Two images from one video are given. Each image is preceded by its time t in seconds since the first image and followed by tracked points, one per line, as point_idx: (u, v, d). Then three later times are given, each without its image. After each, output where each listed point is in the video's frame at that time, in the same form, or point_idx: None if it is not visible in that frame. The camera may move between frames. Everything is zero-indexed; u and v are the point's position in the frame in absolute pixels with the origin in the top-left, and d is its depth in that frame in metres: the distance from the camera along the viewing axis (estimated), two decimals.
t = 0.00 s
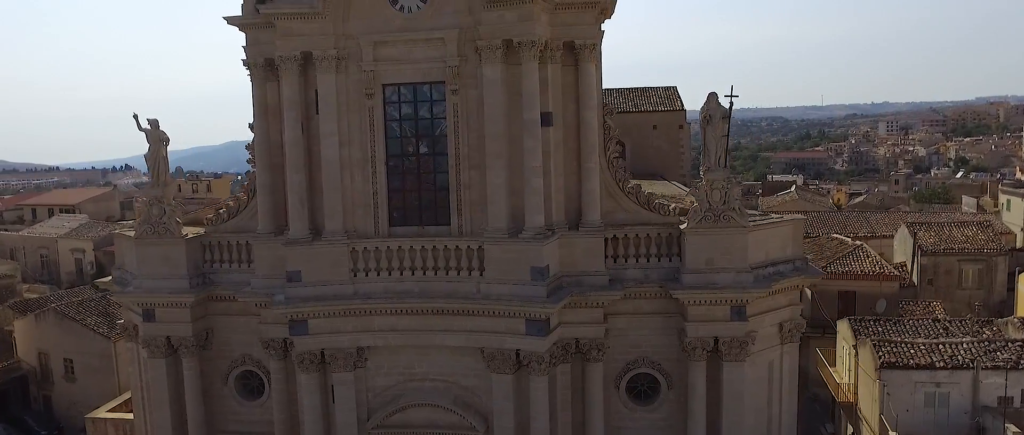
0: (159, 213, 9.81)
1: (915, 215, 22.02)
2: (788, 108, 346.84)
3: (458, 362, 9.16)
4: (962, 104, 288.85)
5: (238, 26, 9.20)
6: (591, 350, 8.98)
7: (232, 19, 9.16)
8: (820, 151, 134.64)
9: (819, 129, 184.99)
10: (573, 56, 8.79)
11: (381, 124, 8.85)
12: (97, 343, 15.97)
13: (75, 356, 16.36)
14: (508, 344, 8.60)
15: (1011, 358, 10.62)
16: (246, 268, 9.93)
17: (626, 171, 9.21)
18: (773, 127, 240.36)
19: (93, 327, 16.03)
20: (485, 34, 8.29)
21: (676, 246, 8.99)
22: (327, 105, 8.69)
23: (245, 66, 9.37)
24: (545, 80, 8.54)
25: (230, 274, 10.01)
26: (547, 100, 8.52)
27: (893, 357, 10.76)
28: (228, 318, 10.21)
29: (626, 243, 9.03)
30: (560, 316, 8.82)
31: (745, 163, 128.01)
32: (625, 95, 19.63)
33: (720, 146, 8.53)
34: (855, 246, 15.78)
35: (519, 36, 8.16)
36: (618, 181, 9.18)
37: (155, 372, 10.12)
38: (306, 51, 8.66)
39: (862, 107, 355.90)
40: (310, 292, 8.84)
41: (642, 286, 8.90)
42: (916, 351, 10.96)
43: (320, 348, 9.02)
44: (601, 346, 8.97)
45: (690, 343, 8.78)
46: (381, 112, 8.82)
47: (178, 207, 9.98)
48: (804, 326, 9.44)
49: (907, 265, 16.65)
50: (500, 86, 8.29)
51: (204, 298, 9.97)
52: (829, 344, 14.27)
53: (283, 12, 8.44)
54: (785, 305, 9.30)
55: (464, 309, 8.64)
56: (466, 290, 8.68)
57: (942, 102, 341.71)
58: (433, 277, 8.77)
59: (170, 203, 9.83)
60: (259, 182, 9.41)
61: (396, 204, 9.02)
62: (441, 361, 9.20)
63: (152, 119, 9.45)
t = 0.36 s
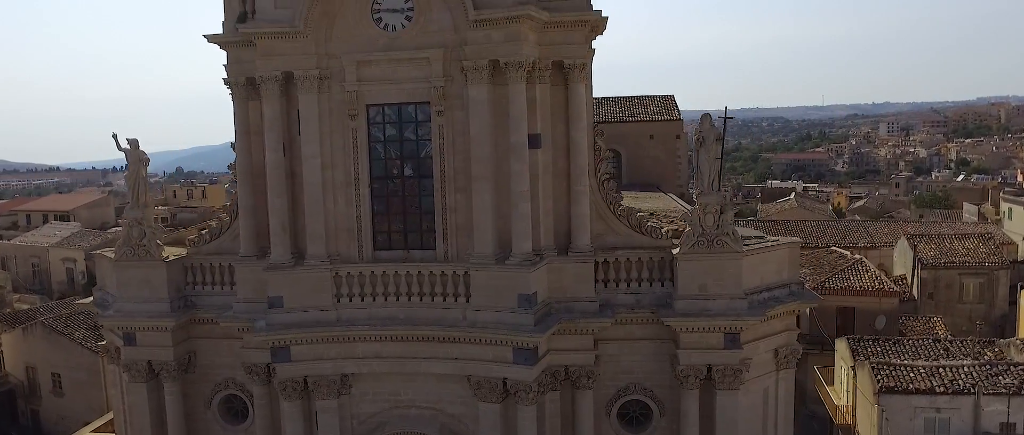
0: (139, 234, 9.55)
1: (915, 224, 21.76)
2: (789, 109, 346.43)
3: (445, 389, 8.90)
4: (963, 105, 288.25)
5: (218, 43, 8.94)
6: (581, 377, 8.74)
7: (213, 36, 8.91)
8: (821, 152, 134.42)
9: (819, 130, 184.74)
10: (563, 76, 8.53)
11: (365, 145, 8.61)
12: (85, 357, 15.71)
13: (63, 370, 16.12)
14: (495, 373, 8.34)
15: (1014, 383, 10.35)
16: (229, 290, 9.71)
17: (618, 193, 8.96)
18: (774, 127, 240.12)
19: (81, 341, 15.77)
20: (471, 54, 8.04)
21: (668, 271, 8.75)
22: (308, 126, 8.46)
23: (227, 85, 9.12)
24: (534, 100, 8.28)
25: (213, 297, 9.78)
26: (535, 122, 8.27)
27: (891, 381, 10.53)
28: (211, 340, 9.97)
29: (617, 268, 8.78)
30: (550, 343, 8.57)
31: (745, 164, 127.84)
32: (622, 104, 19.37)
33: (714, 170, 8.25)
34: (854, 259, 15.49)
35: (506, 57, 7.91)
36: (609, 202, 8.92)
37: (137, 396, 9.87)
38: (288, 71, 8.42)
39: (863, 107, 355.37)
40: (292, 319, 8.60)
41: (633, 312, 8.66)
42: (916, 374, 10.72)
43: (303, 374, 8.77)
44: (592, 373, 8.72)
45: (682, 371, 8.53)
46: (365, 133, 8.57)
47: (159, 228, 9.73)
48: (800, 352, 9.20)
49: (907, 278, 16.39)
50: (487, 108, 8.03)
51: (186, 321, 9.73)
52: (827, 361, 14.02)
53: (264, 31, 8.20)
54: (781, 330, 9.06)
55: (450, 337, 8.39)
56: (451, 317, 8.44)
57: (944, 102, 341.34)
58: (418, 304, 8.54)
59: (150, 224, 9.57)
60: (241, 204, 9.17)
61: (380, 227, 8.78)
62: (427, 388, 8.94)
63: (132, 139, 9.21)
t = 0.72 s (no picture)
0: (116, 262, 9.26)
1: (917, 237, 21.47)
2: (791, 109, 346.29)
3: (429, 424, 8.56)
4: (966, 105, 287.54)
5: (195, 67, 8.63)
6: (570, 413, 8.44)
7: (189, 59, 8.59)
8: (823, 153, 134.09)
9: (821, 132, 184.37)
10: (551, 100, 8.18)
11: (346, 173, 8.32)
12: (71, 376, 15.46)
13: (49, 389, 15.86)
14: (480, 409, 8.03)
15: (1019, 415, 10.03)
16: (210, 319, 9.43)
17: (608, 221, 8.65)
18: (777, 127, 239.81)
19: (66, 360, 15.50)
20: (454, 79, 7.73)
21: (660, 303, 8.45)
22: (287, 155, 8.16)
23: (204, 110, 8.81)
24: (519, 127, 7.98)
25: (193, 326, 9.51)
26: (521, 150, 7.98)
27: (893, 412, 10.22)
28: (192, 369, 9.67)
29: (607, 299, 8.48)
30: (538, 377, 8.28)
31: (747, 166, 127.61)
32: (619, 115, 19.09)
33: (708, 200, 7.93)
34: (854, 277, 15.18)
35: (491, 82, 7.57)
36: (599, 231, 8.60)
37: (115, 427, 9.56)
38: (265, 96, 8.13)
39: (866, 108, 354.07)
40: (270, 353, 8.31)
41: (623, 345, 8.33)
42: (918, 405, 10.40)
43: (282, 410, 8.46)
44: (581, 409, 8.42)
45: (676, 406, 8.20)
46: (346, 160, 8.29)
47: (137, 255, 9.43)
48: (798, 385, 8.86)
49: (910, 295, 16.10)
50: (471, 136, 7.72)
51: (165, 350, 9.45)
52: (827, 383, 13.69)
53: (239, 56, 7.91)
54: (778, 363, 8.75)
55: (433, 372, 8.10)
56: (435, 352, 8.15)
57: (946, 102, 340.91)
58: (401, 337, 8.28)
59: (127, 252, 9.28)
60: (220, 233, 8.91)
61: (362, 258, 8.49)
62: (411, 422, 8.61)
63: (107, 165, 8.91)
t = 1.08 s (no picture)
0: (74, 313, 8.69)
1: (921, 256, 20.93)
2: (793, 109, 345.25)
3: None
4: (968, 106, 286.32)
5: (154, 108, 8.10)
6: None
7: (148, 99, 8.06)
8: (824, 155, 133.42)
9: (823, 133, 183.58)
10: (533, 144, 7.64)
11: (313, 223, 7.80)
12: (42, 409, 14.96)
13: (21, 421, 15.34)
14: None
15: None
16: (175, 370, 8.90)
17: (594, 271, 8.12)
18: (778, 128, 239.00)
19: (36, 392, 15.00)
20: (427, 125, 7.18)
21: (649, 359, 7.89)
22: (250, 204, 7.66)
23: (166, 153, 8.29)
24: (498, 174, 7.44)
25: (157, 377, 8.97)
26: (500, 199, 7.44)
27: None
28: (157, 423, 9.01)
29: (592, 354, 7.95)
30: None
31: (748, 168, 126.95)
32: (615, 133, 18.56)
33: (699, 253, 7.39)
34: (856, 307, 14.65)
35: (465, 130, 7.02)
36: (584, 282, 8.08)
37: None
38: (226, 142, 7.61)
39: (868, 108, 352.60)
40: (233, 413, 7.79)
41: (609, 405, 7.76)
42: None
43: None
44: None
45: None
46: (313, 209, 7.78)
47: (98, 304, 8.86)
48: None
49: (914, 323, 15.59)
50: (444, 186, 7.19)
51: (128, 403, 8.88)
52: (827, 419, 13.15)
53: (197, 99, 7.38)
54: (775, 421, 8.20)
55: None
56: (408, 413, 7.63)
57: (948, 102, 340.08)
58: (372, 397, 7.75)
59: (86, 302, 8.71)
60: (182, 282, 8.39)
61: (331, 311, 7.98)
62: None
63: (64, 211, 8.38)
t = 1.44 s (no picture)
0: (23, 377, 8.14)
1: (924, 280, 20.37)
2: (793, 110, 344.55)
3: None
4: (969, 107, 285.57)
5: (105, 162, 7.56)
6: None
7: (97, 154, 7.51)
8: (824, 157, 132.85)
9: (824, 135, 182.97)
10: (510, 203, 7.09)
11: (275, 288, 7.26)
12: None
13: None
14: None
15: None
16: None
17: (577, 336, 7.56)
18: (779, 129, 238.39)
19: None
20: (392, 188, 6.64)
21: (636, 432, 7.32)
22: (205, 269, 7.12)
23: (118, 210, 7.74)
24: (472, 238, 6.89)
25: None
26: (474, 264, 6.90)
27: None
28: None
29: (577, 427, 7.36)
30: None
31: (748, 170, 126.37)
32: (609, 155, 18.00)
33: (688, 324, 6.85)
34: (858, 343, 14.12)
35: (434, 194, 6.47)
36: (567, 348, 7.54)
37: None
38: (179, 202, 7.06)
39: (868, 108, 351.98)
40: None
41: None
42: None
43: None
44: None
45: None
46: (275, 273, 7.24)
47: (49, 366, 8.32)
48: None
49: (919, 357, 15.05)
50: (412, 253, 6.65)
51: None
52: None
53: (146, 158, 6.84)
54: None
55: None
56: None
57: (950, 103, 339.44)
58: None
59: (36, 364, 8.16)
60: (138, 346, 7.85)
61: (295, 380, 7.43)
62: None
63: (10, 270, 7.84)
